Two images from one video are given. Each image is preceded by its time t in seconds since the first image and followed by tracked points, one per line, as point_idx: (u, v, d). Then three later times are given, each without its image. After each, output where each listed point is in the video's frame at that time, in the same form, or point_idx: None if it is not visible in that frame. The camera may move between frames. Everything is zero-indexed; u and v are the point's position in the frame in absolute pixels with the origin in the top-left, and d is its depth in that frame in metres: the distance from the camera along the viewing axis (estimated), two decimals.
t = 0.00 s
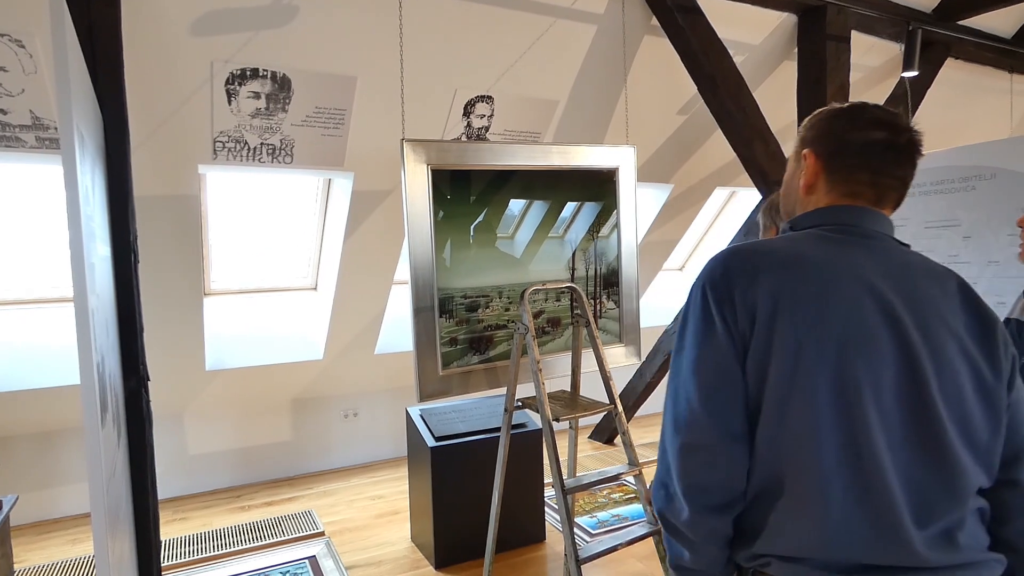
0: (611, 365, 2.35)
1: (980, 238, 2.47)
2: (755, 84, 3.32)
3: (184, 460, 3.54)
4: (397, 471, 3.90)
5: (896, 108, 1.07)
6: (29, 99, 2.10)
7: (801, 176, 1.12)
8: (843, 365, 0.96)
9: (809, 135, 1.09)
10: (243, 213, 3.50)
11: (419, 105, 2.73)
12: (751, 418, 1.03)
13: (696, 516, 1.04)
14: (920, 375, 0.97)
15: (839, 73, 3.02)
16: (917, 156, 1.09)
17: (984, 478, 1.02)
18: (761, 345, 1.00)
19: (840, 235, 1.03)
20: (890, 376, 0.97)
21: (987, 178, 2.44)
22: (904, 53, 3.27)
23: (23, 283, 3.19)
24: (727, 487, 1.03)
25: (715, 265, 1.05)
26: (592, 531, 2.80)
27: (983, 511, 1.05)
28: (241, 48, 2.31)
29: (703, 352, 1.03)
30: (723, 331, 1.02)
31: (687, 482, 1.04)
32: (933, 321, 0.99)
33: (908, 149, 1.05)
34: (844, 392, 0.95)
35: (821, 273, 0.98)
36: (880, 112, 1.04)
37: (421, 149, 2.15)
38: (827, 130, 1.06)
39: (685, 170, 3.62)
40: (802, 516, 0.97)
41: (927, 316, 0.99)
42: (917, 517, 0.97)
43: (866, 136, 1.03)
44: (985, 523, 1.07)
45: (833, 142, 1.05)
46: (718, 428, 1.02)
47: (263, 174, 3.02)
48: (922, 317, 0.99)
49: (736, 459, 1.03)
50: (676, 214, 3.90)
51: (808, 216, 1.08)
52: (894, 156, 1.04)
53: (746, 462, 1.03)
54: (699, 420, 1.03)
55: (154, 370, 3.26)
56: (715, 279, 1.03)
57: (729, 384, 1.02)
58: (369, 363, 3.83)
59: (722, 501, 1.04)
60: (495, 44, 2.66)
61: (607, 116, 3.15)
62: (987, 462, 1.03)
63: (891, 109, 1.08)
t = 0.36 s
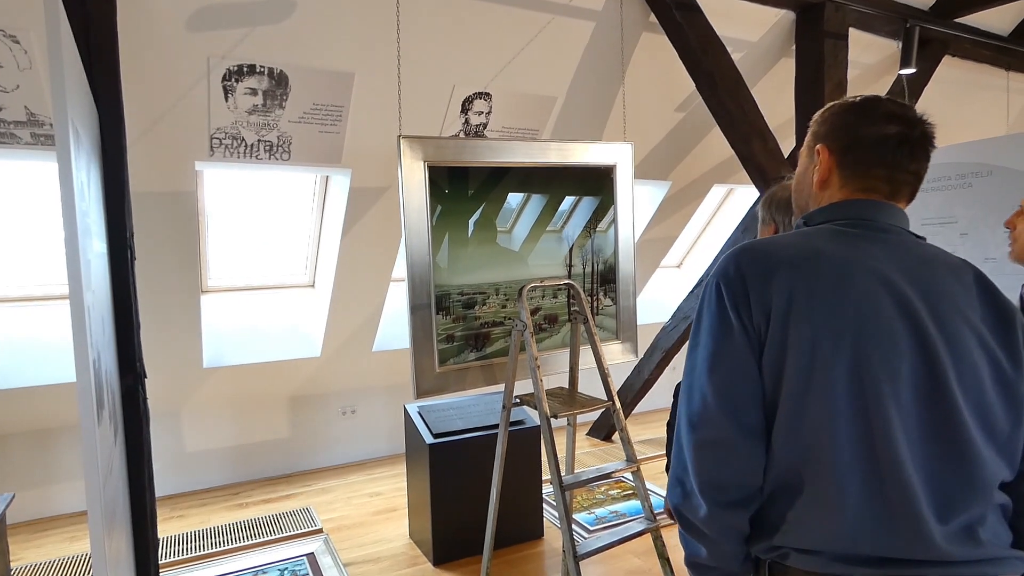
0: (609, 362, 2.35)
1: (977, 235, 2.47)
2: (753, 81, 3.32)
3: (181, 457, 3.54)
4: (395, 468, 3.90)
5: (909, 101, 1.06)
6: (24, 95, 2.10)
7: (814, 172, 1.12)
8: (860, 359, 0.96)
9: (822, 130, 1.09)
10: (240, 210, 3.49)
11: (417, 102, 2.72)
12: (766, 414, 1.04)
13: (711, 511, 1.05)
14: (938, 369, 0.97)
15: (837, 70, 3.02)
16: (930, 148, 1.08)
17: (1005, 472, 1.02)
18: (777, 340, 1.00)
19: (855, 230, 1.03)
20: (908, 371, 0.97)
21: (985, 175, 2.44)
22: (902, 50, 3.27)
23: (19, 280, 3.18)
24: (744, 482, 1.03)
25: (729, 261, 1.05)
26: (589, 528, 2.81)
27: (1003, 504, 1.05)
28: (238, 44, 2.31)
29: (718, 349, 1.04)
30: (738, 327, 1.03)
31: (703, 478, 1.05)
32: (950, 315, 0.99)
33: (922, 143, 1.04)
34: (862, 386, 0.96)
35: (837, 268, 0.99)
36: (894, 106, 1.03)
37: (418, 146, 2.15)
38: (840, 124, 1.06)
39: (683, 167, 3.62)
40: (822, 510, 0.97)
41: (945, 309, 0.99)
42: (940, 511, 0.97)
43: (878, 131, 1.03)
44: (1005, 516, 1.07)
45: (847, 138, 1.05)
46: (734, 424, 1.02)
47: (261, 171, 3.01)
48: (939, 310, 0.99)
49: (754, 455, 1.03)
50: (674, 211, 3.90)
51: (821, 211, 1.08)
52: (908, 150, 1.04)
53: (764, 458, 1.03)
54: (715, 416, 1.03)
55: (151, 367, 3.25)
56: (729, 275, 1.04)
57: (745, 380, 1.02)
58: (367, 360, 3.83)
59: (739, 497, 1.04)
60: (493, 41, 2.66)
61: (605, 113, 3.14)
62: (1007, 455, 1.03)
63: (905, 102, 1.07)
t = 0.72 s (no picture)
0: (606, 359, 2.35)
1: (974, 233, 2.48)
2: (751, 78, 3.32)
3: (179, 455, 3.54)
4: (393, 465, 3.91)
5: (899, 97, 1.07)
6: (21, 91, 2.09)
7: (807, 171, 1.12)
8: (864, 366, 0.96)
9: (814, 128, 1.09)
10: (238, 207, 3.49)
11: (414, 99, 2.72)
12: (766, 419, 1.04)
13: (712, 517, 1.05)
14: (940, 371, 0.97)
15: (834, 67, 3.02)
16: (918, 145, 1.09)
17: (1002, 469, 1.04)
18: (778, 346, 1.00)
19: (853, 229, 1.03)
20: (911, 375, 0.97)
21: (981, 172, 2.45)
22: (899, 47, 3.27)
23: (16, 277, 3.18)
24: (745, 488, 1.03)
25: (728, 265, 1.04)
26: (587, 525, 2.81)
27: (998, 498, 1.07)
28: (235, 41, 2.30)
29: (717, 355, 1.03)
30: (738, 333, 1.02)
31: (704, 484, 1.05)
32: (951, 315, 0.99)
33: (914, 138, 1.05)
34: (865, 393, 0.96)
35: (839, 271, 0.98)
36: (885, 102, 1.04)
37: (416, 143, 2.15)
38: (833, 122, 1.06)
39: (681, 165, 3.62)
40: (824, 515, 0.98)
41: (945, 309, 1.00)
42: (938, 512, 0.98)
43: (871, 127, 1.04)
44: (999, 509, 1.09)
45: (841, 135, 1.05)
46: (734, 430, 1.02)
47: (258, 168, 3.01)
48: (941, 312, 0.99)
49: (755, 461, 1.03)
50: (672, 209, 3.91)
51: (815, 210, 1.08)
52: (900, 147, 1.04)
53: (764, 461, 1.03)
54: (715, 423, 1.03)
55: (148, 365, 3.25)
56: (729, 280, 1.03)
57: (746, 385, 1.02)
58: (365, 358, 3.83)
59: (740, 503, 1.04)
60: (491, 38, 2.66)
61: (603, 110, 3.14)
62: (1005, 452, 1.04)
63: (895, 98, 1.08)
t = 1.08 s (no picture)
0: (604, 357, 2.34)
1: (971, 231, 2.49)
2: (748, 77, 3.32)
3: (176, 454, 3.53)
4: (390, 464, 3.91)
5: (874, 92, 1.07)
6: (18, 90, 2.09)
7: (785, 170, 1.12)
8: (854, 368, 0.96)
9: (788, 128, 1.09)
10: (235, 206, 3.48)
11: (412, 97, 2.72)
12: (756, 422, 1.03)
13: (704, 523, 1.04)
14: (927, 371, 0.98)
15: (831, 66, 3.03)
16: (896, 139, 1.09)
17: (991, 465, 1.04)
18: (765, 348, 1.00)
19: (838, 228, 1.03)
20: (899, 376, 0.97)
21: (978, 171, 2.46)
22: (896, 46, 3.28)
23: (13, 275, 3.17)
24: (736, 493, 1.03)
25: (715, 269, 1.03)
26: (585, 524, 2.82)
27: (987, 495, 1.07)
28: (233, 39, 2.30)
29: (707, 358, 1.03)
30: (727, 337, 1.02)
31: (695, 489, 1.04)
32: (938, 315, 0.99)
33: (890, 134, 1.05)
34: (856, 395, 0.95)
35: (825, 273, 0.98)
36: (859, 99, 1.04)
37: (414, 142, 2.15)
38: (808, 122, 1.07)
39: (679, 164, 3.62)
40: (816, 517, 0.98)
41: (931, 308, 1.00)
42: (928, 510, 0.99)
43: (846, 126, 1.04)
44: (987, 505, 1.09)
45: (814, 135, 1.06)
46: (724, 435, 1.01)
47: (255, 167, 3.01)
48: (927, 311, 0.99)
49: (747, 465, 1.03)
50: (669, 208, 3.91)
51: (798, 209, 1.08)
52: (875, 143, 1.05)
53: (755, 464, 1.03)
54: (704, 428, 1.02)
55: (146, 364, 3.24)
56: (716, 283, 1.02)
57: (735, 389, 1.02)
58: (362, 357, 3.83)
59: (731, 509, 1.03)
60: (488, 37, 2.66)
61: (601, 109, 3.14)
62: (993, 450, 1.05)
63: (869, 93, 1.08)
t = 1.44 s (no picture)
0: (602, 357, 2.34)
1: (969, 231, 2.50)
2: (747, 76, 3.33)
3: (174, 453, 3.53)
4: (388, 463, 3.91)
5: (880, 94, 1.03)
6: (16, 88, 2.08)
7: (780, 167, 1.11)
8: (818, 363, 0.96)
9: (787, 126, 1.07)
10: (234, 204, 3.48)
11: (410, 96, 2.71)
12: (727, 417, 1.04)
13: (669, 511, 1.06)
14: (897, 371, 0.96)
15: (829, 66, 3.04)
16: (900, 147, 1.05)
17: (966, 467, 1.02)
18: (733, 344, 1.01)
19: (813, 230, 1.03)
20: (865, 375, 0.97)
21: (976, 171, 2.46)
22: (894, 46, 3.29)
23: (11, 274, 3.16)
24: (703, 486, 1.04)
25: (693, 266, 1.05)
26: (583, 523, 2.82)
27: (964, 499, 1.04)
28: (231, 38, 2.30)
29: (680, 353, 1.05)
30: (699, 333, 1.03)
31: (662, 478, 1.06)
32: (910, 314, 0.98)
33: (887, 141, 1.02)
34: (819, 391, 0.96)
35: (795, 271, 0.98)
36: (863, 106, 1.00)
37: (413, 142, 2.15)
38: (806, 124, 1.04)
39: (677, 163, 3.63)
40: (776, 510, 0.98)
41: (905, 309, 0.98)
42: (894, 508, 0.98)
43: (843, 133, 1.01)
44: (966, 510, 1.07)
45: (809, 136, 1.04)
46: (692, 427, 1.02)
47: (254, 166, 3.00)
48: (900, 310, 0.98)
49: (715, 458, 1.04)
50: (668, 207, 3.91)
51: (787, 209, 1.08)
52: (872, 152, 1.02)
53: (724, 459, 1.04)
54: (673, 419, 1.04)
55: (144, 363, 3.24)
56: (694, 280, 1.04)
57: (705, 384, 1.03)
58: (361, 356, 3.83)
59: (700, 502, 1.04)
60: (487, 36, 2.66)
61: (600, 108, 3.14)
62: (969, 451, 1.03)
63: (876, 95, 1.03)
